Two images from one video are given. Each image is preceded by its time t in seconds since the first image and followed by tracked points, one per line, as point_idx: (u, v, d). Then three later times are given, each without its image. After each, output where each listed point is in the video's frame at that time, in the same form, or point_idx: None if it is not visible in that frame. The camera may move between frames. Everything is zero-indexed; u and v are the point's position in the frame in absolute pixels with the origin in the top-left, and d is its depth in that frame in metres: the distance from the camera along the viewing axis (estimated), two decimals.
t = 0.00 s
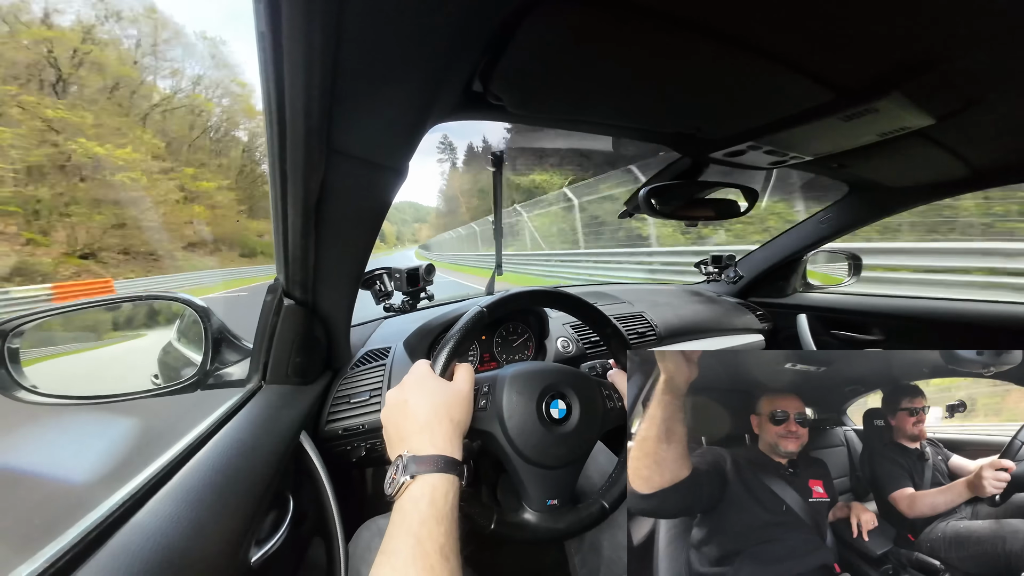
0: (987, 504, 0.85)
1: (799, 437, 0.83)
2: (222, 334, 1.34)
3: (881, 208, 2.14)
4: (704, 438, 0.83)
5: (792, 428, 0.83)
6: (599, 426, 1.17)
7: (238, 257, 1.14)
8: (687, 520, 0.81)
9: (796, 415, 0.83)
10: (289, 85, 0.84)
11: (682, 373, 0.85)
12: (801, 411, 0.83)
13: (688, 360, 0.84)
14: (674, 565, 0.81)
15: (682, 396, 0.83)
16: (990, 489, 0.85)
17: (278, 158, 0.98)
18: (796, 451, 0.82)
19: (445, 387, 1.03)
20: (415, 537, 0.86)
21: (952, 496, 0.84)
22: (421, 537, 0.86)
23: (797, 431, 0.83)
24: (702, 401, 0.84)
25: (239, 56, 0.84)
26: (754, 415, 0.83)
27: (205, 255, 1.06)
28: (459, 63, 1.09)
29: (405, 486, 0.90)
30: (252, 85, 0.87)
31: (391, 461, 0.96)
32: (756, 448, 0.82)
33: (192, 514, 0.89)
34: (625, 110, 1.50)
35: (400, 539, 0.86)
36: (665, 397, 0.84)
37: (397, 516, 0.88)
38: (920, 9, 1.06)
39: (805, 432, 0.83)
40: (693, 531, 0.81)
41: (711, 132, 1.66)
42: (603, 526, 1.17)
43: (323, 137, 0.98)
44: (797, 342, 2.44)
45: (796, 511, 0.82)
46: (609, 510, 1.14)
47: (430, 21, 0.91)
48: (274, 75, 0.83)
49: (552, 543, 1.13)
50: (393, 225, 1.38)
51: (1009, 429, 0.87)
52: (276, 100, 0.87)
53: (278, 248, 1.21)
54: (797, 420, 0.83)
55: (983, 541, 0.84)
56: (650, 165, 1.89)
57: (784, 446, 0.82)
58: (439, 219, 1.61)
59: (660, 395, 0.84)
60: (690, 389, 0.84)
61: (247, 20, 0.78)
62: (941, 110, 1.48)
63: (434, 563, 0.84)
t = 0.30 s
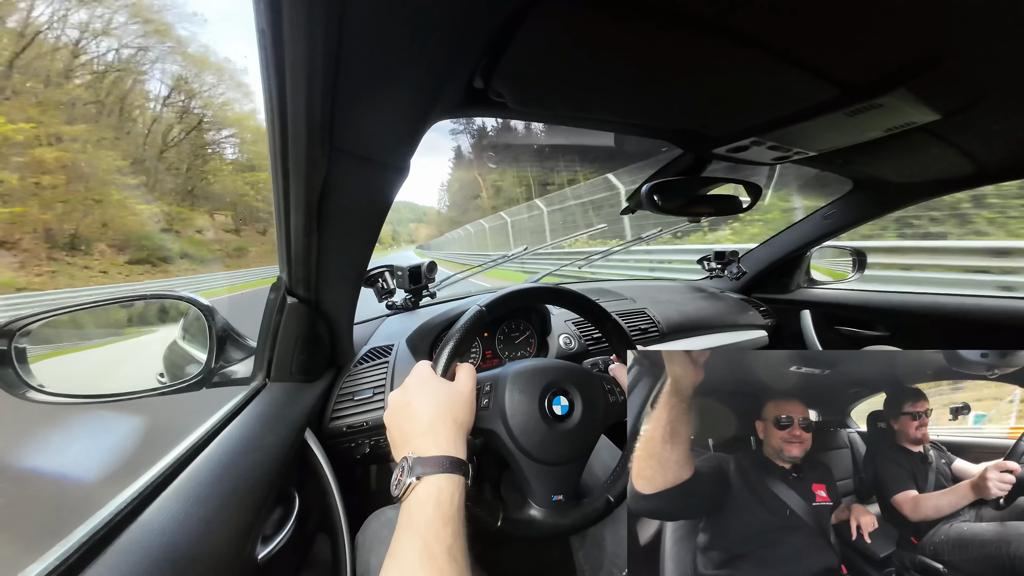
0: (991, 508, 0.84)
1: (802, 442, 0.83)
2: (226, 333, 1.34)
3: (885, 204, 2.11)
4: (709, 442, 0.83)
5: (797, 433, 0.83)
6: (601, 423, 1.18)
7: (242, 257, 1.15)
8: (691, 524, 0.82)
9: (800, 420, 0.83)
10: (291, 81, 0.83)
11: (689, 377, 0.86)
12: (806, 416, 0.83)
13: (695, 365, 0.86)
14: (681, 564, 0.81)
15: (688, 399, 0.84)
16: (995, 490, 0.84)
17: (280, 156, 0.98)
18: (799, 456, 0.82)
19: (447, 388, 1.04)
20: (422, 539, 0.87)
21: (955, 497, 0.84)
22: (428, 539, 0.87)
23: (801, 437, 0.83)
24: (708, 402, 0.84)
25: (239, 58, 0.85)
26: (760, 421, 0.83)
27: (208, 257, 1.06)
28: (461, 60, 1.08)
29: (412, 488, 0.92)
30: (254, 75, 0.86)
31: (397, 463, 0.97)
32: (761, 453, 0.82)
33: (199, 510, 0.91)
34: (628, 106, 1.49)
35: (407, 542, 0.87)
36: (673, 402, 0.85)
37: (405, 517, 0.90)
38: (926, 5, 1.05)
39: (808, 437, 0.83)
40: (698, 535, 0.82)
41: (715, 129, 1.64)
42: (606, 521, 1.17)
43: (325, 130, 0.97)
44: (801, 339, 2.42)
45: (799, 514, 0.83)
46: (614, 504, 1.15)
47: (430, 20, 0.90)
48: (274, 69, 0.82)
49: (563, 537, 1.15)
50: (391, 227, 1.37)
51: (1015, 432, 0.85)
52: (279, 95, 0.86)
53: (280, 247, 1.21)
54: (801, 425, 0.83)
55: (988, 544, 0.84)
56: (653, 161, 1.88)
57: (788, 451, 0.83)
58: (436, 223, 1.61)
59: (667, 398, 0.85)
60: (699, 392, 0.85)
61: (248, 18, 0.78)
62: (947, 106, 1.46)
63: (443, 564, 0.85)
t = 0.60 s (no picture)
0: (993, 509, 0.83)
1: (803, 432, 0.83)
2: (230, 338, 1.35)
3: (888, 200, 2.11)
4: (713, 438, 0.83)
5: (798, 423, 0.83)
6: (604, 423, 1.17)
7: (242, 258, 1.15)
8: (694, 519, 0.82)
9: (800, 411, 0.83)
10: (290, 88, 0.85)
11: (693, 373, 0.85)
12: (806, 407, 0.84)
13: (700, 362, 0.85)
14: (683, 562, 0.81)
15: (692, 396, 0.84)
16: (997, 493, 0.83)
17: (281, 159, 0.99)
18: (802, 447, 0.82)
19: (451, 387, 1.04)
20: (424, 533, 0.87)
21: (956, 498, 0.83)
22: (429, 534, 0.87)
23: (802, 425, 0.83)
24: (713, 400, 0.84)
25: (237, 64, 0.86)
26: (758, 415, 0.83)
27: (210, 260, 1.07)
28: (460, 61, 1.08)
29: (415, 484, 0.91)
30: (252, 77, 0.86)
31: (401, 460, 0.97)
32: (762, 446, 0.82)
33: (204, 513, 0.91)
34: (626, 106, 1.50)
35: (410, 536, 0.87)
36: (678, 398, 0.85)
37: (408, 515, 0.89)
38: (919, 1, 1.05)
39: (809, 428, 0.83)
40: (701, 528, 0.82)
41: (715, 127, 1.64)
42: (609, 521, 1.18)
43: (326, 137, 0.98)
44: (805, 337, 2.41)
45: (802, 508, 0.82)
46: (617, 506, 1.14)
47: (426, 25, 0.91)
48: (273, 71, 0.83)
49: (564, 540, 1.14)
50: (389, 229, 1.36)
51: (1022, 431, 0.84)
52: (278, 103, 0.88)
53: (281, 251, 1.22)
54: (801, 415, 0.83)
55: (990, 546, 0.82)
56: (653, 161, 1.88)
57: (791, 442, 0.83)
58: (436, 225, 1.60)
59: (672, 395, 0.85)
60: (702, 391, 0.85)
61: (246, 24, 0.79)
62: (945, 102, 1.46)
63: (443, 561, 0.85)
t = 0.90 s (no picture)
0: (993, 515, 0.81)
1: (807, 432, 0.83)
2: (232, 341, 1.34)
3: (887, 189, 2.11)
4: (715, 438, 0.84)
5: (801, 424, 0.83)
6: (606, 418, 1.18)
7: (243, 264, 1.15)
8: (692, 518, 0.83)
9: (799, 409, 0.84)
10: (285, 91, 0.85)
11: (696, 375, 0.86)
12: (808, 409, 0.84)
13: (703, 364, 0.86)
14: (679, 564, 0.83)
15: (695, 398, 0.84)
16: (999, 498, 0.81)
17: (277, 161, 0.98)
18: (805, 446, 0.83)
19: (453, 388, 1.04)
20: (431, 535, 0.88)
21: (957, 503, 0.81)
22: (437, 535, 0.88)
23: (807, 425, 0.83)
24: (719, 402, 0.84)
25: (233, 69, 0.85)
26: (760, 411, 0.83)
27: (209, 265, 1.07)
28: (453, 61, 1.08)
29: (421, 485, 0.92)
30: (244, 79, 0.86)
31: (405, 462, 0.98)
32: (762, 444, 0.83)
33: (210, 517, 0.92)
34: (623, 100, 1.49)
35: (417, 539, 0.88)
36: (682, 398, 0.86)
37: (414, 516, 0.90)
38: None
39: (814, 427, 0.83)
40: (698, 528, 0.83)
41: (713, 119, 1.64)
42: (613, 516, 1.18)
43: (321, 141, 0.99)
44: (805, 330, 2.42)
45: (799, 511, 0.83)
46: (623, 498, 1.18)
47: (419, 23, 0.90)
48: (266, 69, 0.82)
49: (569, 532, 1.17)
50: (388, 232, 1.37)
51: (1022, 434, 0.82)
52: (274, 107, 0.88)
53: (280, 253, 1.22)
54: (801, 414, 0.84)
55: (989, 553, 0.81)
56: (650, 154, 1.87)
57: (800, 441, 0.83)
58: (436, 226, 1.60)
59: (676, 395, 0.86)
60: (705, 392, 0.85)
61: (239, 24, 0.78)
62: (942, 91, 1.45)
63: (451, 562, 0.86)
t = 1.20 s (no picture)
0: (993, 518, 0.77)
1: (808, 431, 0.82)
2: (230, 342, 1.34)
3: (885, 185, 2.11)
4: (715, 438, 0.84)
5: (804, 424, 0.82)
6: (606, 416, 1.19)
7: (240, 264, 1.14)
8: (693, 519, 0.85)
9: (800, 411, 0.82)
10: (281, 92, 0.85)
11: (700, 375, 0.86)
12: (811, 410, 0.83)
13: (708, 363, 0.85)
14: (681, 563, 0.85)
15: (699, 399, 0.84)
16: (1000, 498, 0.77)
17: (277, 163, 0.98)
18: (809, 446, 0.82)
19: (452, 397, 1.04)
20: (435, 546, 0.88)
21: (957, 504, 0.78)
22: (441, 546, 0.88)
23: (809, 425, 0.82)
24: (720, 402, 0.84)
25: (232, 76, 0.86)
26: (763, 411, 0.82)
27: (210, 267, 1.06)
28: (449, 61, 1.08)
29: (423, 496, 0.93)
30: (240, 80, 0.86)
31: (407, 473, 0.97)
32: (761, 445, 0.83)
33: (211, 520, 0.92)
34: (620, 98, 1.49)
35: (420, 550, 0.88)
36: (683, 398, 0.86)
37: (418, 526, 0.90)
38: None
39: (814, 427, 0.82)
40: (699, 529, 0.84)
41: (710, 117, 1.64)
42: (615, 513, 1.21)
43: (318, 137, 0.97)
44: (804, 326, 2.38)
45: (800, 511, 0.82)
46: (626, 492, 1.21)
47: (415, 22, 0.90)
48: (264, 69, 0.82)
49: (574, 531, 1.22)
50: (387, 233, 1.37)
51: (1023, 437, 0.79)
52: (271, 106, 0.88)
53: (278, 255, 1.22)
54: (801, 416, 0.82)
55: (990, 557, 0.77)
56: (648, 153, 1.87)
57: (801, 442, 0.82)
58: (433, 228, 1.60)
59: (677, 395, 0.86)
60: (707, 391, 0.85)
61: (235, 27, 0.78)
62: (938, 87, 1.46)
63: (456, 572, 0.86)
